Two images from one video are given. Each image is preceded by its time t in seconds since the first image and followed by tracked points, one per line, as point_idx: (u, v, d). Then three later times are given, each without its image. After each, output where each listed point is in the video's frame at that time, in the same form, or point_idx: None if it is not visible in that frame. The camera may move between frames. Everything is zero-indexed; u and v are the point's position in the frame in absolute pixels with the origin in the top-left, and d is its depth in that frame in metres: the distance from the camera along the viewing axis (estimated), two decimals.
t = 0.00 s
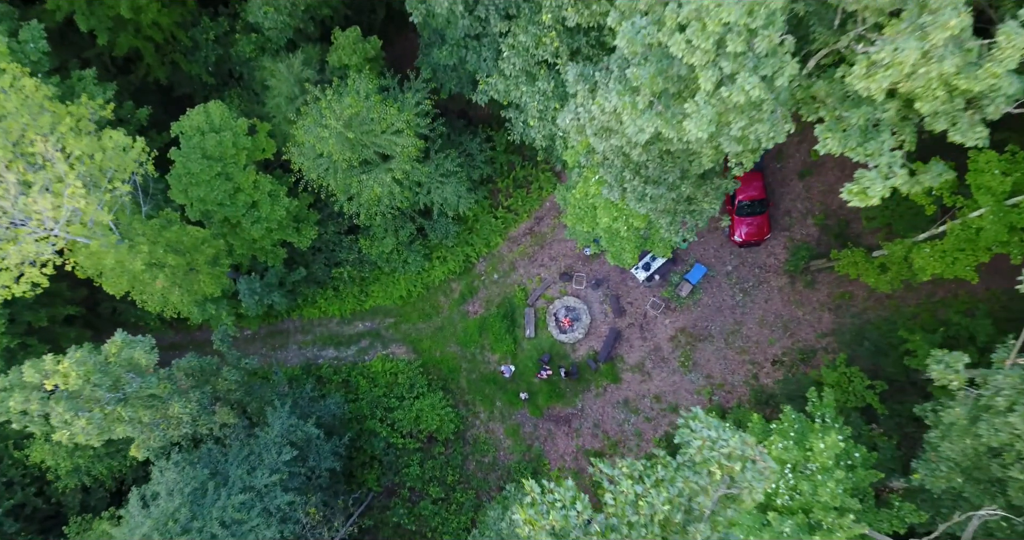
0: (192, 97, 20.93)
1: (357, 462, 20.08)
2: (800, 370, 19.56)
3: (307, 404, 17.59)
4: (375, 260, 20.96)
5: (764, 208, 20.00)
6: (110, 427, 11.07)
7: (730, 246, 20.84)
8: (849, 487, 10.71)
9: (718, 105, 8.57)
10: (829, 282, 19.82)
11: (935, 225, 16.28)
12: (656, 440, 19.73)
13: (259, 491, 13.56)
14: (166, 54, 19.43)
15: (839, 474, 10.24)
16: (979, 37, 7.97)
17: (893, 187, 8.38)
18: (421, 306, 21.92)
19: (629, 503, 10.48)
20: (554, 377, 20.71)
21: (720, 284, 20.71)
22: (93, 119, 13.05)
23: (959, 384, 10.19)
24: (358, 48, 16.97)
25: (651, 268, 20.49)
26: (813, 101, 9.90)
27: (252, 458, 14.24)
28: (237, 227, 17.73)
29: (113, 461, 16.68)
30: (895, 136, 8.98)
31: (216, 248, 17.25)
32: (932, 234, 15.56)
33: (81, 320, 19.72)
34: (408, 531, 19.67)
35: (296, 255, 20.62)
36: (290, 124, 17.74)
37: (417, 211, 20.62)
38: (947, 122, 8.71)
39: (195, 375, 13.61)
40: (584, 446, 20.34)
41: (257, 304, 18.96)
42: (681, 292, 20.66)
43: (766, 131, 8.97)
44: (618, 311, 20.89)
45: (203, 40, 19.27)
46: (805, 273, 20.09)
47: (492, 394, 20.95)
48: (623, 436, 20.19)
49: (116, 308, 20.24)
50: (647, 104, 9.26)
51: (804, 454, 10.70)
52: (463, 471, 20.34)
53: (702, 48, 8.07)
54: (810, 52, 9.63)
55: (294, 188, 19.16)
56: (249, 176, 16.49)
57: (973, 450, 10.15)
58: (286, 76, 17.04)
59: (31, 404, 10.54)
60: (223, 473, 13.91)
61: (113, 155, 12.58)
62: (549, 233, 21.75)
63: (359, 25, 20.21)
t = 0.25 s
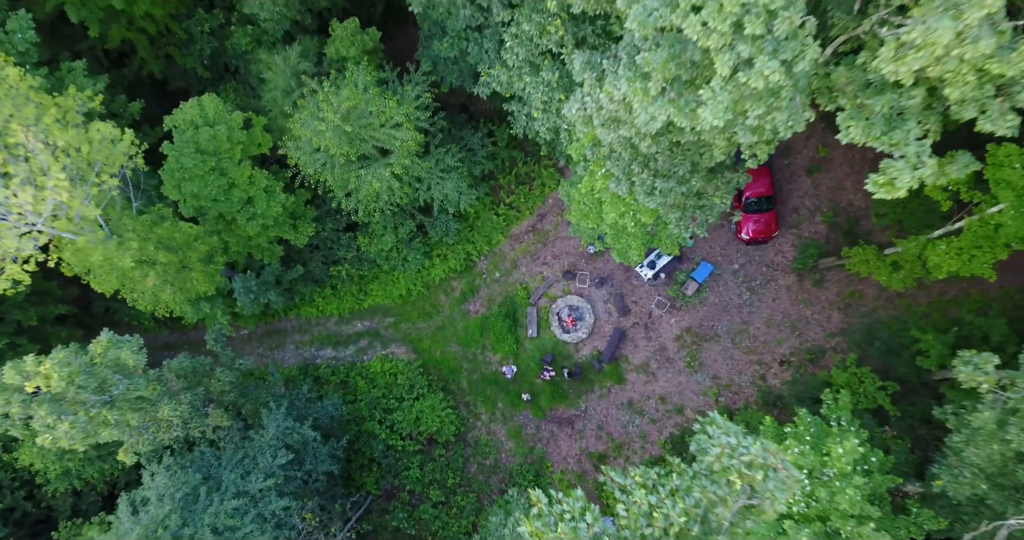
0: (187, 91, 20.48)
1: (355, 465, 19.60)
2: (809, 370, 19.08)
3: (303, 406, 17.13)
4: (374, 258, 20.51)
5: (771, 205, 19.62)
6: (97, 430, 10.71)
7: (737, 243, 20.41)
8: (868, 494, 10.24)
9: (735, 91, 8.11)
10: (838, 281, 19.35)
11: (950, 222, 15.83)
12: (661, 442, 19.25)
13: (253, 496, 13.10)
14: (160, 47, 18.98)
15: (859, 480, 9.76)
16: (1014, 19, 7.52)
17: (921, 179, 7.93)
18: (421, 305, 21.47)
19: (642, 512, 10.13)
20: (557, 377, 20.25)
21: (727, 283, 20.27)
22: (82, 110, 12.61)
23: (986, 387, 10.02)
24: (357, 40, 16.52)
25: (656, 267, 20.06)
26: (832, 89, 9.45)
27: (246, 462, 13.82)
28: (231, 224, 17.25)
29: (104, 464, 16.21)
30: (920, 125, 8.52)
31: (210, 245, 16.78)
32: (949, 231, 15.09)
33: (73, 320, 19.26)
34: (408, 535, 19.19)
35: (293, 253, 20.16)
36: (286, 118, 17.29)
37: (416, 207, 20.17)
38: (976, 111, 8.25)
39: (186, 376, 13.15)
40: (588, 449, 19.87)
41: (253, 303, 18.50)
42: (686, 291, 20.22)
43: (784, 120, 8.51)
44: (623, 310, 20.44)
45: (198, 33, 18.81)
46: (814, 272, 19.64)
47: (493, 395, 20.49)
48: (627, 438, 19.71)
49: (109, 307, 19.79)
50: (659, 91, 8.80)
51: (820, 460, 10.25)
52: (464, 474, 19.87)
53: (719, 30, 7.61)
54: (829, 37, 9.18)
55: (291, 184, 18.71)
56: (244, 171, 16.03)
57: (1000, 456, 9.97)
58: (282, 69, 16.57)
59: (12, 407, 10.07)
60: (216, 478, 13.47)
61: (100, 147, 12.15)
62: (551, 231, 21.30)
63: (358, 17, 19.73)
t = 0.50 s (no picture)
0: (181, 86, 20.02)
1: (353, 469, 19.12)
2: (817, 372, 18.61)
3: (299, 409, 16.68)
4: (372, 257, 20.05)
5: (778, 203, 19.20)
6: (79, 436, 10.38)
7: (743, 242, 19.98)
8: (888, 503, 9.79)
9: (751, 80, 7.67)
10: (846, 281, 18.91)
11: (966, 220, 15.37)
12: (666, 446, 18.80)
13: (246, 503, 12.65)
14: (153, 41, 18.52)
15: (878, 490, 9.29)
16: None
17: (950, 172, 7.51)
18: (420, 305, 21.02)
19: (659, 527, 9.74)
20: (559, 379, 19.81)
21: (733, 283, 19.83)
22: (69, 102, 12.20)
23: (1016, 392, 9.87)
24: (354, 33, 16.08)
25: (660, 266, 19.60)
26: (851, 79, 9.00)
27: (239, 468, 13.39)
28: (225, 222, 16.79)
29: (94, 469, 15.74)
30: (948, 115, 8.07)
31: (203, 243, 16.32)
32: (964, 229, 14.63)
33: (64, 320, 18.79)
34: None
35: (289, 252, 19.70)
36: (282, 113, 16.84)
37: (415, 205, 19.72)
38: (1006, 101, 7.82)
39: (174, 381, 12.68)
40: (591, 452, 19.41)
41: (248, 303, 18.04)
42: (692, 291, 19.73)
43: (802, 110, 8.08)
44: (626, 311, 20.00)
45: (192, 26, 18.35)
46: (822, 271, 19.21)
47: (494, 397, 20.05)
48: (631, 442, 19.26)
49: (101, 307, 19.33)
50: (671, 81, 8.36)
51: (836, 468, 9.79)
52: (464, 478, 19.41)
53: (736, 14, 7.16)
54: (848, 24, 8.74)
55: (286, 181, 18.25)
56: (238, 167, 15.59)
57: None
58: (277, 62, 16.12)
59: None
60: (208, 484, 13.03)
61: (85, 142, 11.76)
62: (553, 229, 20.85)
63: (356, 9, 19.26)
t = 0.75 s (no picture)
0: (175, 81, 19.55)
1: (351, 473, 18.55)
2: (826, 374, 18.12)
3: (295, 412, 16.22)
4: (370, 256, 19.60)
5: (786, 201, 18.77)
6: (61, 441, 10.05)
7: (751, 241, 19.55)
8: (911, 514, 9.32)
9: (772, 66, 7.22)
10: (856, 280, 18.46)
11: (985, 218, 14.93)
12: (672, 449, 18.34)
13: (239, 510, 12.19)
14: (146, 35, 18.06)
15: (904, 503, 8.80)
16: None
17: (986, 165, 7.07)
18: (420, 305, 20.57)
19: None
20: (562, 381, 19.37)
21: (740, 283, 19.39)
22: (56, 93, 11.74)
23: None
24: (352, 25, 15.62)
25: (665, 266, 19.18)
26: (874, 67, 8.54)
27: (233, 474, 12.95)
28: (219, 220, 16.34)
29: (84, 474, 15.26)
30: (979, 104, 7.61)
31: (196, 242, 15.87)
32: (981, 227, 14.18)
33: (55, 321, 18.33)
34: None
35: (286, 251, 19.23)
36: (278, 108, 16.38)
37: (415, 203, 19.27)
38: None
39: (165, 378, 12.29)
40: (595, 456, 18.94)
41: (243, 304, 17.58)
42: (698, 291, 19.35)
43: (825, 98, 7.63)
44: (631, 311, 19.56)
45: (186, 19, 17.89)
46: (831, 271, 18.76)
47: (495, 400, 19.59)
48: (636, 445, 18.78)
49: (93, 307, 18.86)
50: (685, 68, 7.91)
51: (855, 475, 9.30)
52: (465, 482, 18.94)
53: None
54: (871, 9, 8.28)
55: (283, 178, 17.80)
56: (232, 163, 15.14)
57: None
58: (273, 55, 15.65)
59: None
60: (200, 490, 12.57)
61: (70, 134, 11.35)
62: (556, 228, 20.40)
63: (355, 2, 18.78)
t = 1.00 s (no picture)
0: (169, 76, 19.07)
1: (349, 477, 18.21)
2: (836, 376, 17.66)
3: (292, 414, 15.76)
4: (368, 254, 19.13)
5: (796, 197, 18.30)
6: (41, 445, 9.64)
7: (758, 239, 19.09)
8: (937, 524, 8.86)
9: (794, 49, 6.78)
10: (867, 280, 17.99)
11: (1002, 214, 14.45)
12: (678, 453, 17.89)
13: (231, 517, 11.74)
14: (138, 27, 17.58)
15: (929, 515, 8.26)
16: None
17: None
18: (420, 305, 20.12)
19: None
20: (565, 383, 18.92)
21: (747, 282, 18.91)
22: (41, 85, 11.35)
23: None
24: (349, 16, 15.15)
25: (671, 264, 18.63)
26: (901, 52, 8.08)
27: (225, 479, 12.50)
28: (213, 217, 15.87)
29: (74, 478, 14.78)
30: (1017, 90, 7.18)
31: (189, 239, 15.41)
32: (997, 223, 13.75)
33: (46, 321, 17.86)
34: None
35: (282, 249, 18.76)
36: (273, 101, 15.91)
37: (415, 200, 18.81)
38: None
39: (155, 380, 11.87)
40: (599, 459, 18.46)
41: (239, 303, 17.12)
42: (704, 290, 18.85)
43: (849, 84, 7.18)
44: (636, 311, 19.09)
45: (180, 12, 17.42)
46: (840, 270, 18.32)
47: (497, 401, 19.13)
48: (641, 448, 18.31)
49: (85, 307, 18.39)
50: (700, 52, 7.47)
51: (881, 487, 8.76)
52: (466, 486, 18.47)
53: None
54: None
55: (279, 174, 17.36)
56: (226, 158, 14.70)
57: None
58: (269, 48, 15.18)
59: None
60: (191, 497, 12.11)
61: (54, 125, 10.99)
62: (559, 226, 19.95)
63: None
